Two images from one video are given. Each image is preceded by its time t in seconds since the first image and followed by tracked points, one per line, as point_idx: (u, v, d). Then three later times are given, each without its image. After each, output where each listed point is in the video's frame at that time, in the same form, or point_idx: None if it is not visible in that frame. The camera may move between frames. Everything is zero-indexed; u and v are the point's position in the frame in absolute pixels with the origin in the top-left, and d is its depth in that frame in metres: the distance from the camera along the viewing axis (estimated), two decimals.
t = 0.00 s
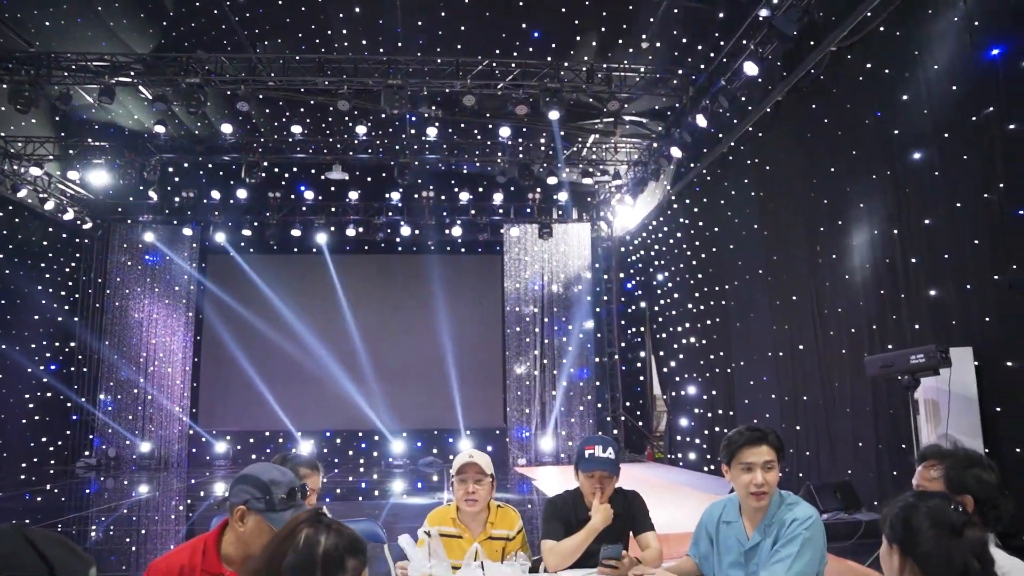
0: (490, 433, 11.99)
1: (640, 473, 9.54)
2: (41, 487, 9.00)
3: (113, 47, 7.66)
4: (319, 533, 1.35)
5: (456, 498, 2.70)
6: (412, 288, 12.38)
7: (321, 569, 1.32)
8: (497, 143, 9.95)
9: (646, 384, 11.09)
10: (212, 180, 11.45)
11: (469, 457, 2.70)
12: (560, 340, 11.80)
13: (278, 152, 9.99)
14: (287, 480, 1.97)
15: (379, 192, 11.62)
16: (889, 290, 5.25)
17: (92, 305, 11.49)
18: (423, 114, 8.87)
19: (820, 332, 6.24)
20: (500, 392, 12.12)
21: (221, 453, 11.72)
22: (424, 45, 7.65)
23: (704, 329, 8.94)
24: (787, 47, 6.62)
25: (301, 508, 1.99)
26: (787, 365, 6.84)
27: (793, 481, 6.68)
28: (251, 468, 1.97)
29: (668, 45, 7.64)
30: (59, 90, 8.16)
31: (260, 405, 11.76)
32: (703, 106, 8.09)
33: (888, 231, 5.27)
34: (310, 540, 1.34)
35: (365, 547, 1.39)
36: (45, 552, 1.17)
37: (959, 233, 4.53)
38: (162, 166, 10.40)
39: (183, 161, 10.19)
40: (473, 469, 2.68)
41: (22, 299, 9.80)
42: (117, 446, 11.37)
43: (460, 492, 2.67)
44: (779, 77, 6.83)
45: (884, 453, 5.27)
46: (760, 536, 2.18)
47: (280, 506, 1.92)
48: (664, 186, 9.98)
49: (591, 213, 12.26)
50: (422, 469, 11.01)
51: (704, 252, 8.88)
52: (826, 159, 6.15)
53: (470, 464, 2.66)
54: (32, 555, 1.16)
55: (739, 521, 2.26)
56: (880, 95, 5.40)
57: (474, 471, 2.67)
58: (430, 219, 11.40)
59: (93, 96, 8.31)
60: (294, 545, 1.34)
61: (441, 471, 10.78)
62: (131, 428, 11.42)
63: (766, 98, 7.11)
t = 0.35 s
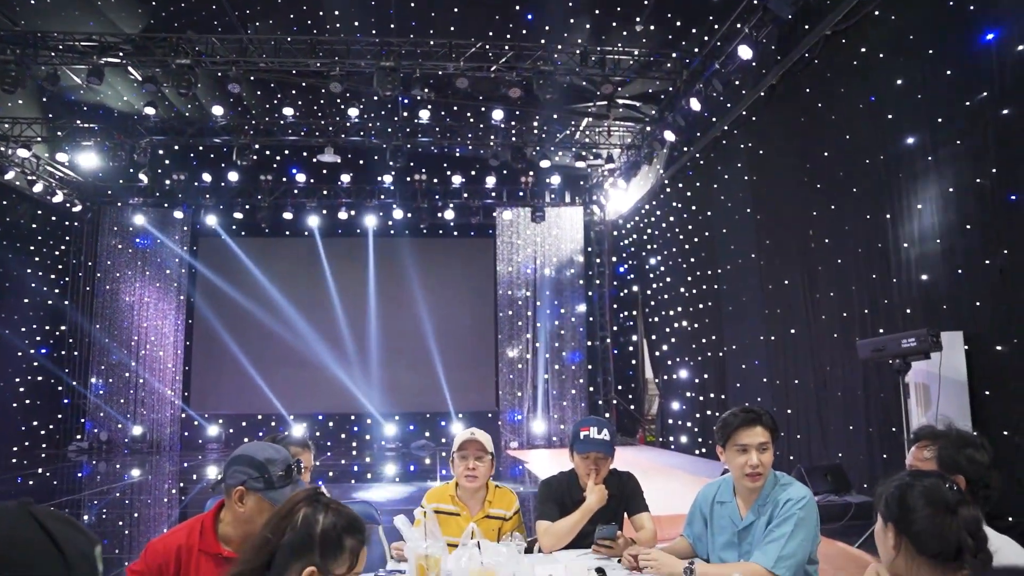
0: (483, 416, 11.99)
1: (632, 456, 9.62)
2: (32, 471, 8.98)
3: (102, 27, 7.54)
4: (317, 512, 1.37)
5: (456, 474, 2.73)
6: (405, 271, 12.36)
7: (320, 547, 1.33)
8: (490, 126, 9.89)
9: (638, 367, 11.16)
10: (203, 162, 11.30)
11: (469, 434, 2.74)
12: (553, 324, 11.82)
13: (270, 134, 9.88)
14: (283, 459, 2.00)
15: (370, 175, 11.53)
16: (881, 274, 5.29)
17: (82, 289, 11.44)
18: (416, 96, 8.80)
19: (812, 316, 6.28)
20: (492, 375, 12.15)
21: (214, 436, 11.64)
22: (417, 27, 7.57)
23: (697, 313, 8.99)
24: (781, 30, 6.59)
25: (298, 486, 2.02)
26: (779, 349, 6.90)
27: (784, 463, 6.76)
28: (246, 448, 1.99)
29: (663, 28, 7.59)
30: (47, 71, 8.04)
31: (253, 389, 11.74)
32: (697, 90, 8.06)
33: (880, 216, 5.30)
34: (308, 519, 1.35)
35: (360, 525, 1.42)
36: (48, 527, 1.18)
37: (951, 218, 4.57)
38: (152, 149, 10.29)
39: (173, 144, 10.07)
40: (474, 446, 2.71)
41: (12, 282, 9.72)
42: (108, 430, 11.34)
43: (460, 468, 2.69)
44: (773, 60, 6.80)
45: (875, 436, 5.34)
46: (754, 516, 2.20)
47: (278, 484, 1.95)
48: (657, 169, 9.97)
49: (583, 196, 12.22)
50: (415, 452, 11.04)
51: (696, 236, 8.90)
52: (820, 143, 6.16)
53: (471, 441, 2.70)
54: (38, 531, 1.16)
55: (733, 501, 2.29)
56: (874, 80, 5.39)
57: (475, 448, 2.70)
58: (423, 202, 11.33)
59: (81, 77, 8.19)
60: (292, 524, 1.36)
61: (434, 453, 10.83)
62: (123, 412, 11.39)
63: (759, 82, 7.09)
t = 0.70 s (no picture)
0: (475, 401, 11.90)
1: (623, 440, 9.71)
2: (23, 455, 8.97)
3: (89, 7, 7.44)
4: (316, 493, 1.37)
5: (452, 455, 2.75)
6: (397, 255, 12.33)
7: (319, 527, 1.35)
8: (482, 110, 9.84)
9: (630, 352, 11.22)
10: (194, 145, 11.16)
11: (467, 415, 2.75)
12: (545, 309, 11.84)
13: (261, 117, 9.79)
14: (277, 439, 1.97)
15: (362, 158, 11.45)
16: (872, 259, 5.33)
17: (71, 273, 11.36)
18: (409, 80, 8.74)
19: (804, 301, 6.33)
20: (484, 360, 12.19)
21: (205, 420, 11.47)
22: (410, 9, 7.52)
23: (688, 298, 9.04)
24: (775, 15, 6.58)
25: (293, 465, 2.01)
26: (770, 334, 6.96)
27: (775, 447, 6.84)
28: (241, 428, 1.98)
29: (656, 11, 7.55)
30: (33, 52, 7.94)
31: (246, 373, 11.72)
32: (690, 74, 8.04)
33: (873, 201, 5.33)
34: (307, 499, 1.36)
35: (360, 506, 1.42)
36: (54, 507, 1.02)
37: (942, 203, 4.60)
38: (141, 133, 10.19)
39: (162, 127, 9.96)
40: (472, 426, 2.73)
41: None
42: (100, 414, 11.31)
43: (457, 448, 2.72)
44: (767, 45, 6.78)
45: (865, 420, 5.41)
46: (750, 498, 2.23)
47: (272, 464, 1.94)
48: (649, 154, 9.95)
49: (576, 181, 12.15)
50: (407, 436, 11.06)
51: (688, 221, 8.93)
52: (814, 128, 6.17)
53: (469, 422, 2.72)
54: (42, 512, 1.00)
55: (728, 484, 2.32)
56: (868, 65, 5.40)
57: (471, 429, 2.72)
58: (415, 186, 11.26)
59: (69, 59, 8.09)
60: (292, 504, 1.36)
61: (426, 437, 10.86)
62: (114, 397, 11.35)
63: (753, 67, 7.08)
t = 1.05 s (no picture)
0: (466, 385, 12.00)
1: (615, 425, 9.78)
2: (12, 441, 8.93)
3: None
4: (313, 475, 1.39)
5: (442, 439, 2.77)
6: (388, 240, 12.29)
7: (316, 508, 1.36)
8: (474, 95, 9.78)
9: (622, 338, 11.26)
10: (183, 130, 11.06)
11: (455, 398, 2.76)
12: (536, 294, 11.81)
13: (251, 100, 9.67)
14: (267, 422, 1.98)
15: (354, 142, 11.36)
16: (863, 246, 5.37)
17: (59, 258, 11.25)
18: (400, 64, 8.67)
19: (795, 287, 6.38)
20: (476, 345, 12.21)
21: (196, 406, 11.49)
22: None
23: (680, 283, 9.08)
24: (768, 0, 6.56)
25: (284, 448, 2.02)
26: (761, 319, 7.01)
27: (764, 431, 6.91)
28: (233, 412, 1.99)
29: None
30: (18, 33, 7.82)
31: (237, 358, 11.71)
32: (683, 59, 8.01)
33: (865, 188, 5.36)
34: (305, 481, 1.37)
35: (358, 487, 1.44)
36: (56, 486, 0.94)
37: (933, 190, 4.64)
38: (130, 116, 10.07)
39: (151, 110, 9.86)
40: (460, 410, 2.74)
41: None
42: (90, 400, 11.25)
43: (445, 432, 2.74)
44: (760, 31, 6.76)
45: (855, 405, 5.48)
46: (743, 480, 2.27)
47: (263, 448, 1.95)
48: (641, 139, 9.93)
49: (568, 166, 12.12)
50: (399, 421, 11.07)
51: (680, 207, 8.95)
52: (806, 114, 6.18)
53: (456, 405, 2.73)
54: (41, 490, 0.92)
55: (722, 467, 2.35)
56: (860, 51, 5.41)
57: (459, 412, 2.73)
58: (406, 171, 11.19)
59: (55, 40, 7.98)
60: (289, 486, 1.38)
61: (418, 422, 10.89)
62: (104, 382, 11.31)
63: (745, 53, 7.07)
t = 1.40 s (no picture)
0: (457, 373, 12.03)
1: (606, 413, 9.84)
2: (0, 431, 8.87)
3: None
4: (309, 460, 1.39)
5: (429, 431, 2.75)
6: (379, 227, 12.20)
7: (313, 494, 1.37)
8: (465, 83, 9.71)
9: (612, 327, 11.29)
10: (171, 117, 10.73)
11: (436, 397, 2.69)
12: (526, 283, 11.86)
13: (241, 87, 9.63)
14: (263, 407, 1.98)
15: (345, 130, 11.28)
16: (854, 235, 5.41)
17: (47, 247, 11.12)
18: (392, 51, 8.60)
19: (785, 275, 6.42)
20: (466, 334, 12.23)
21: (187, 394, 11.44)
22: None
23: (671, 272, 9.12)
24: None
25: (280, 432, 2.02)
26: (751, 307, 7.06)
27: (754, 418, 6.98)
28: (229, 397, 1.99)
29: None
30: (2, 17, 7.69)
31: (226, 347, 11.69)
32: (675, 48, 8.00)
33: (855, 177, 5.40)
34: (301, 467, 1.38)
35: (353, 472, 1.44)
36: (56, 470, 0.90)
37: (923, 180, 4.68)
38: (118, 102, 9.95)
39: (139, 97, 9.77)
40: (441, 410, 2.68)
41: None
42: (79, 389, 11.21)
43: (431, 429, 2.71)
44: (753, 20, 6.73)
45: (844, 393, 5.55)
46: (736, 467, 2.29)
47: (258, 432, 1.95)
48: (632, 128, 9.92)
49: (559, 154, 12.02)
50: (390, 410, 11.07)
51: (671, 196, 8.98)
52: (797, 103, 6.21)
53: (437, 406, 2.66)
54: (40, 474, 0.88)
55: (715, 454, 2.38)
56: (852, 40, 5.43)
57: (442, 411, 2.66)
58: (397, 159, 11.13)
59: (41, 25, 7.86)
60: (285, 472, 1.38)
61: (409, 411, 10.91)
62: (94, 371, 11.27)
63: (737, 42, 7.06)
